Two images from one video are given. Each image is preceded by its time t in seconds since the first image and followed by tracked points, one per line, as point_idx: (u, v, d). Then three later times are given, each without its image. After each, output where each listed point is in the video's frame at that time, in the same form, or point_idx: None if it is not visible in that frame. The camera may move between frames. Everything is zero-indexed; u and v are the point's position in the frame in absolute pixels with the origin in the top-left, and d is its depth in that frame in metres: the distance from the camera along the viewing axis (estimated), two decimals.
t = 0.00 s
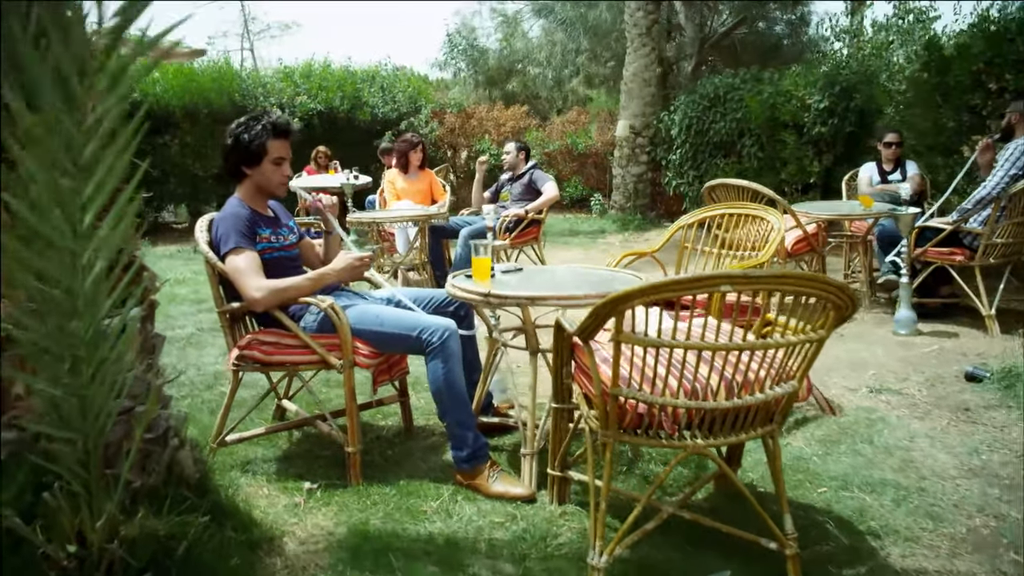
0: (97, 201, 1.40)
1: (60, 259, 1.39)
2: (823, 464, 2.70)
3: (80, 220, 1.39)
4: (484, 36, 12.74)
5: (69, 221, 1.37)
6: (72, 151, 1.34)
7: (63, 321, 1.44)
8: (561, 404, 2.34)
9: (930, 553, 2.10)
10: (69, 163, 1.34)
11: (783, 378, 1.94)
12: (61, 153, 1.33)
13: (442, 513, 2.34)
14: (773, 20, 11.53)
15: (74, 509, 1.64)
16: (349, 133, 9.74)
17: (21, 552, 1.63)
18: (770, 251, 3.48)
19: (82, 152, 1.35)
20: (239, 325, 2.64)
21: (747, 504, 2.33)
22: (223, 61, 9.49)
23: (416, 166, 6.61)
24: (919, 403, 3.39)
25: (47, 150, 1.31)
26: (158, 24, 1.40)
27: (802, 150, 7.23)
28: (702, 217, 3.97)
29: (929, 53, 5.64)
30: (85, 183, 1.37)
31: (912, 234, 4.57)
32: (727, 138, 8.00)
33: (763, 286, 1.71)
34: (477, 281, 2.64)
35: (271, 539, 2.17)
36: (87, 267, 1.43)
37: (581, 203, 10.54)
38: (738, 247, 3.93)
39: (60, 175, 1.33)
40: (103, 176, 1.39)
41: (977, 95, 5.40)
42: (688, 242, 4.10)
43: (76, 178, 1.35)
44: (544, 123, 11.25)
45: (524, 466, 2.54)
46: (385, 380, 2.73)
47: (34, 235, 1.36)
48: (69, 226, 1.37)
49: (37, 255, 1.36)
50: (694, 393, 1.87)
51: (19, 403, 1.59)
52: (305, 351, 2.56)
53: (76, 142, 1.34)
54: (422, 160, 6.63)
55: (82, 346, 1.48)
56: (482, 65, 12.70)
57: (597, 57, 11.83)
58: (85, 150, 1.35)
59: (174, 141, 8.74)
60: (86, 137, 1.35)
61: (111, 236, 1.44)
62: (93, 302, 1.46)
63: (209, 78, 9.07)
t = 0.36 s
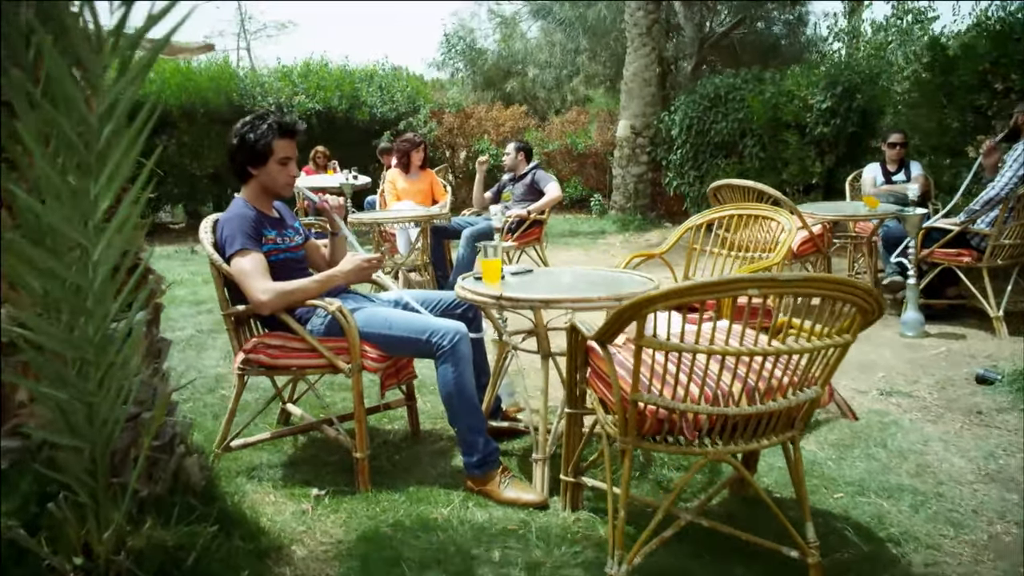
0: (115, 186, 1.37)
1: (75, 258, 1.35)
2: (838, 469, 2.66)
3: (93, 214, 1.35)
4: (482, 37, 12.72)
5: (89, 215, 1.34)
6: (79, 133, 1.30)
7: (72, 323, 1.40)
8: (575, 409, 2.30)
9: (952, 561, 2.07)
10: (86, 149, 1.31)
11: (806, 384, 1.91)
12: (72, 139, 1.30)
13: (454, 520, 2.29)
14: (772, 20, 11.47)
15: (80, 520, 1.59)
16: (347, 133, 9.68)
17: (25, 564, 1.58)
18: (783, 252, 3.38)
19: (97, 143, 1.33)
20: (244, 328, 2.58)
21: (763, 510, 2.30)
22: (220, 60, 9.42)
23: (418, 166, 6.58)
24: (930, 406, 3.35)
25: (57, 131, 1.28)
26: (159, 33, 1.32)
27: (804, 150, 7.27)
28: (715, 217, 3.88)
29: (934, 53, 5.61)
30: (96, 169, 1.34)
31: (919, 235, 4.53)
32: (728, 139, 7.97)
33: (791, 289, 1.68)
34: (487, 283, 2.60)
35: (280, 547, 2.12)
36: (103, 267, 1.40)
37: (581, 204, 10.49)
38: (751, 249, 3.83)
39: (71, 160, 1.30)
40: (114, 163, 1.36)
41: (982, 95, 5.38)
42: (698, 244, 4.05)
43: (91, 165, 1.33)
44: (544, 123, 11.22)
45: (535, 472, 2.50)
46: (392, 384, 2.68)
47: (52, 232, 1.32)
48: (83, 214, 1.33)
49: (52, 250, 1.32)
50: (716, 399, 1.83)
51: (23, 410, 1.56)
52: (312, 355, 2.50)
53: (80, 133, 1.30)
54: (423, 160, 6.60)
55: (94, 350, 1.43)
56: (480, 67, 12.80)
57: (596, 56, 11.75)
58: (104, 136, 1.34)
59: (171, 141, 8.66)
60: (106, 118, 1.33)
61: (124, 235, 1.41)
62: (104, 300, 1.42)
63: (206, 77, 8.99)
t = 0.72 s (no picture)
0: (154, 186, 1.31)
1: (95, 257, 1.33)
2: (853, 474, 2.62)
3: (121, 213, 1.29)
4: (482, 37, 12.67)
5: (114, 215, 1.29)
6: (122, 130, 1.22)
7: (86, 324, 1.38)
8: (589, 414, 2.26)
9: (976, 569, 2.02)
10: (130, 143, 1.24)
11: (829, 388, 1.87)
12: (114, 134, 1.23)
13: (466, 527, 2.25)
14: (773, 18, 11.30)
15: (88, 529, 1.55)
16: (346, 133, 9.62)
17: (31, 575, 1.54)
18: (794, 255, 3.26)
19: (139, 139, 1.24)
20: (251, 330, 2.54)
21: (781, 516, 2.26)
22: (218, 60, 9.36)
23: (420, 166, 6.54)
24: (942, 409, 3.32)
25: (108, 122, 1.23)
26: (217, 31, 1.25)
27: (807, 150, 7.24)
28: (725, 217, 3.86)
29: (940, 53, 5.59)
30: (135, 166, 1.26)
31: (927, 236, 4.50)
32: (731, 139, 7.94)
33: (818, 292, 1.64)
34: (498, 286, 2.56)
35: (289, 556, 2.07)
36: (122, 270, 1.36)
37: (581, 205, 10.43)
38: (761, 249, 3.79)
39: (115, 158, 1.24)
40: (158, 159, 1.27)
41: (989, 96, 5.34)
42: (707, 245, 4.02)
43: (131, 162, 1.25)
44: (544, 123, 11.17)
45: (548, 477, 2.46)
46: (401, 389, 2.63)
47: (76, 230, 1.33)
48: (108, 213, 1.28)
49: (69, 251, 1.29)
50: (737, 404, 1.79)
51: (28, 417, 1.49)
52: (320, 358, 2.46)
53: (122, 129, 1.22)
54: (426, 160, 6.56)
55: (108, 355, 1.39)
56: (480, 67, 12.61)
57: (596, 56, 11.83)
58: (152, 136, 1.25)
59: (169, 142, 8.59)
60: (156, 119, 1.25)
61: (148, 239, 1.34)
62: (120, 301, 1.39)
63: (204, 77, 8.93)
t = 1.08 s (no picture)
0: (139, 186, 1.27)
1: (101, 261, 1.28)
2: (867, 478, 2.58)
3: (109, 215, 1.25)
4: (481, 37, 12.70)
5: (107, 219, 1.25)
6: (97, 127, 1.20)
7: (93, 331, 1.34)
8: (602, 419, 2.22)
9: None
10: (108, 146, 1.22)
11: (850, 394, 1.84)
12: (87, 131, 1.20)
13: (477, 534, 2.21)
14: (772, 20, 11.38)
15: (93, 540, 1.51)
16: (346, 134, 9.57)
17: None
18: (805, 257, 3.09)
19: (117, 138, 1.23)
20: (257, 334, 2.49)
21: (798, 523, 2.22)
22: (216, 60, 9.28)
23: (421, 166, 6.49)
24: (953, 412, 3.28)
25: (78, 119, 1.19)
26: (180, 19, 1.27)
27: (810, 150, 7.22)
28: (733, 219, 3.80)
29: (944, 53, 5.57)
30: (117, 164, 1.24)
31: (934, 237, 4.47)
32: (732, 139, 7.92)
33: (843, 297, 1.61)
34: (508, 288, 2.52)
35: (298, 564, 2.03)
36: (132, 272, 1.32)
37: (582, 205, 10.39)
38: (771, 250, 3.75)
39: (93, 158, 1.21)
40: (137, 154, 1.25)
41: (995, 96, 5.31)
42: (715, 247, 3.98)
43: (114, 164, 1.23)
44: (544, 124, 11.14)
45: (559, 483, 2.42)
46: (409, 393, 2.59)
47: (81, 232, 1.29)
48: (100, 214, 1.24)
49: (73, 254, 1.24)
50: (758, 410, 1.76)
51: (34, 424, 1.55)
52: (328, 362, 2.42)
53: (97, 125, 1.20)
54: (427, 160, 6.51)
55: (114, 362, 1.35)
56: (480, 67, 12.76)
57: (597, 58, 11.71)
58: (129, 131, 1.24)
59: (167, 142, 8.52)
60: (128, 112, 1.23)
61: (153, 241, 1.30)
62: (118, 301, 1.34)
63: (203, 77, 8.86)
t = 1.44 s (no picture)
0: (184, 189, 1.25)
1: (115, 266, 1.24)
2: (881, 485, 2.55)
3: (145, 215, 1.23)
4: (481, 39, 12.45)
5: (139, 222, 1.22)
6: (161, 126, 1.19)
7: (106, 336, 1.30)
8: (616, 426, 2.19)
9: None
10: (163, 145, 1.20)
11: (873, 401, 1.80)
12: (149, 130, 1.19)
13: (489, 544, 2.17)
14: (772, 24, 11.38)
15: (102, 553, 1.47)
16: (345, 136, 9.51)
17: None
18: (817, 260, 3.03)
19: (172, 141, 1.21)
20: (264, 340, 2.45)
21: (815, 532, 2.19)
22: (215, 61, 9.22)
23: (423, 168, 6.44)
24: (965, 417, 3.25)
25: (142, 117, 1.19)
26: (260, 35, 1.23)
27: (813, 153, 7.20)
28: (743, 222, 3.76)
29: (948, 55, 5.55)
30: (168, 166, 1.22)
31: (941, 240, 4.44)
32: (734, 142, 7.90)
33: (870, 303, 1.57)
34: (518, 292, 2.48)
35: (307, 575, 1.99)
36: (156, 273, 1.29)
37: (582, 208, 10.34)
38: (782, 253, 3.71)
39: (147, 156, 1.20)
40: (189, 159, 1.22)
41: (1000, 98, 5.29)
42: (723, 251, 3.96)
43: (165, 162, 1.21)
44: (544, 126, 11.09)
45: (571, 490, 2.38)
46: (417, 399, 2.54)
47: (100, 232, 1.28)
48: (143, 215, 1.22)
49: (92, 257, 1.22)
50: (780, 419, 1.72)
51: (39, 433, 1.55)
52: (335, 368, 2.37)
53: (157, 125, 1.18)
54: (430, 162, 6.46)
55: (130, 367, 1.31)
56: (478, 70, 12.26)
57: (596, 61, 11.90)
58: (184, 136, 1.21)
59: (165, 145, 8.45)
60: (191, 115, 1.21)
61: (170, 245, 1.26)
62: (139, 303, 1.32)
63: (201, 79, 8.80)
